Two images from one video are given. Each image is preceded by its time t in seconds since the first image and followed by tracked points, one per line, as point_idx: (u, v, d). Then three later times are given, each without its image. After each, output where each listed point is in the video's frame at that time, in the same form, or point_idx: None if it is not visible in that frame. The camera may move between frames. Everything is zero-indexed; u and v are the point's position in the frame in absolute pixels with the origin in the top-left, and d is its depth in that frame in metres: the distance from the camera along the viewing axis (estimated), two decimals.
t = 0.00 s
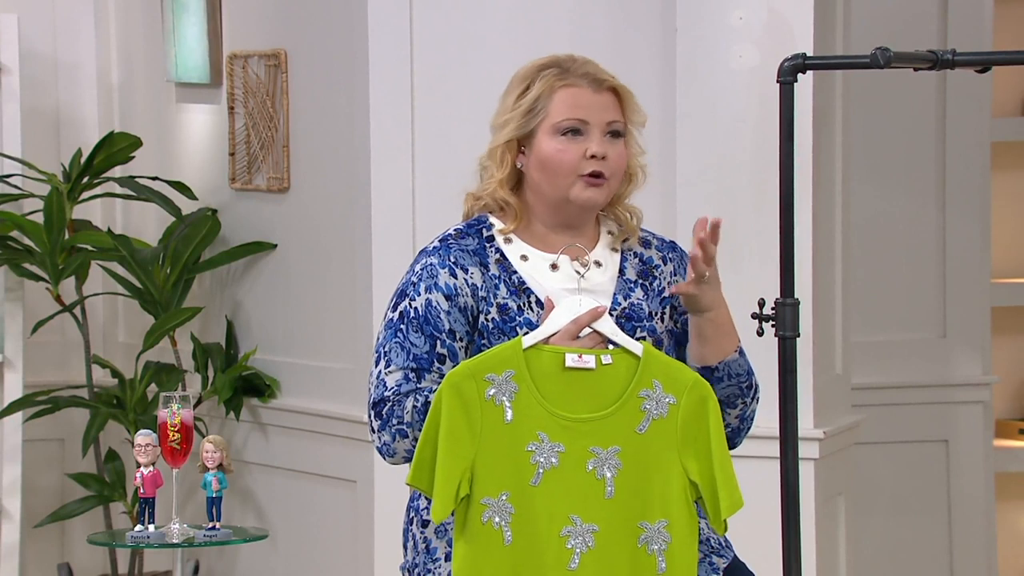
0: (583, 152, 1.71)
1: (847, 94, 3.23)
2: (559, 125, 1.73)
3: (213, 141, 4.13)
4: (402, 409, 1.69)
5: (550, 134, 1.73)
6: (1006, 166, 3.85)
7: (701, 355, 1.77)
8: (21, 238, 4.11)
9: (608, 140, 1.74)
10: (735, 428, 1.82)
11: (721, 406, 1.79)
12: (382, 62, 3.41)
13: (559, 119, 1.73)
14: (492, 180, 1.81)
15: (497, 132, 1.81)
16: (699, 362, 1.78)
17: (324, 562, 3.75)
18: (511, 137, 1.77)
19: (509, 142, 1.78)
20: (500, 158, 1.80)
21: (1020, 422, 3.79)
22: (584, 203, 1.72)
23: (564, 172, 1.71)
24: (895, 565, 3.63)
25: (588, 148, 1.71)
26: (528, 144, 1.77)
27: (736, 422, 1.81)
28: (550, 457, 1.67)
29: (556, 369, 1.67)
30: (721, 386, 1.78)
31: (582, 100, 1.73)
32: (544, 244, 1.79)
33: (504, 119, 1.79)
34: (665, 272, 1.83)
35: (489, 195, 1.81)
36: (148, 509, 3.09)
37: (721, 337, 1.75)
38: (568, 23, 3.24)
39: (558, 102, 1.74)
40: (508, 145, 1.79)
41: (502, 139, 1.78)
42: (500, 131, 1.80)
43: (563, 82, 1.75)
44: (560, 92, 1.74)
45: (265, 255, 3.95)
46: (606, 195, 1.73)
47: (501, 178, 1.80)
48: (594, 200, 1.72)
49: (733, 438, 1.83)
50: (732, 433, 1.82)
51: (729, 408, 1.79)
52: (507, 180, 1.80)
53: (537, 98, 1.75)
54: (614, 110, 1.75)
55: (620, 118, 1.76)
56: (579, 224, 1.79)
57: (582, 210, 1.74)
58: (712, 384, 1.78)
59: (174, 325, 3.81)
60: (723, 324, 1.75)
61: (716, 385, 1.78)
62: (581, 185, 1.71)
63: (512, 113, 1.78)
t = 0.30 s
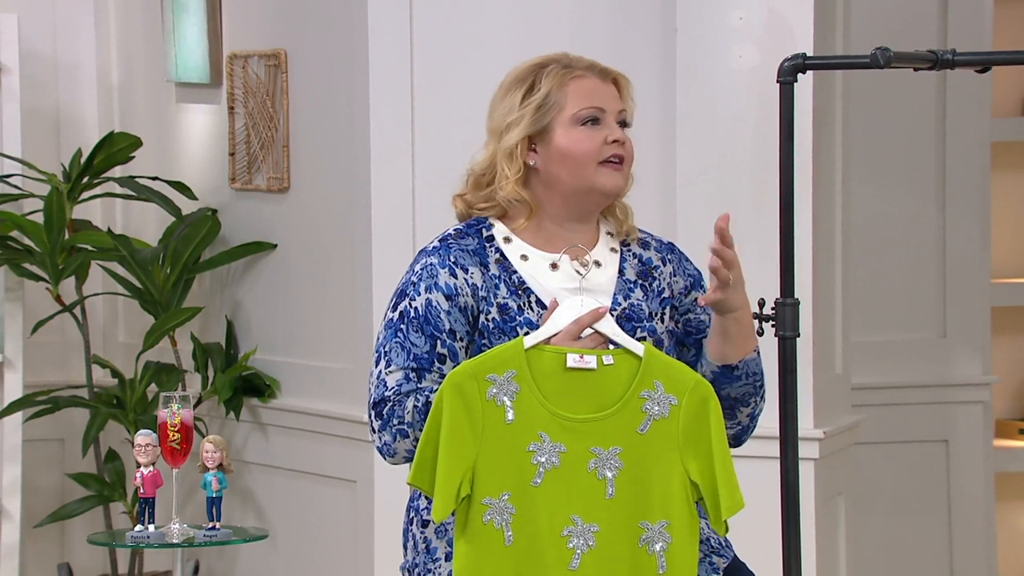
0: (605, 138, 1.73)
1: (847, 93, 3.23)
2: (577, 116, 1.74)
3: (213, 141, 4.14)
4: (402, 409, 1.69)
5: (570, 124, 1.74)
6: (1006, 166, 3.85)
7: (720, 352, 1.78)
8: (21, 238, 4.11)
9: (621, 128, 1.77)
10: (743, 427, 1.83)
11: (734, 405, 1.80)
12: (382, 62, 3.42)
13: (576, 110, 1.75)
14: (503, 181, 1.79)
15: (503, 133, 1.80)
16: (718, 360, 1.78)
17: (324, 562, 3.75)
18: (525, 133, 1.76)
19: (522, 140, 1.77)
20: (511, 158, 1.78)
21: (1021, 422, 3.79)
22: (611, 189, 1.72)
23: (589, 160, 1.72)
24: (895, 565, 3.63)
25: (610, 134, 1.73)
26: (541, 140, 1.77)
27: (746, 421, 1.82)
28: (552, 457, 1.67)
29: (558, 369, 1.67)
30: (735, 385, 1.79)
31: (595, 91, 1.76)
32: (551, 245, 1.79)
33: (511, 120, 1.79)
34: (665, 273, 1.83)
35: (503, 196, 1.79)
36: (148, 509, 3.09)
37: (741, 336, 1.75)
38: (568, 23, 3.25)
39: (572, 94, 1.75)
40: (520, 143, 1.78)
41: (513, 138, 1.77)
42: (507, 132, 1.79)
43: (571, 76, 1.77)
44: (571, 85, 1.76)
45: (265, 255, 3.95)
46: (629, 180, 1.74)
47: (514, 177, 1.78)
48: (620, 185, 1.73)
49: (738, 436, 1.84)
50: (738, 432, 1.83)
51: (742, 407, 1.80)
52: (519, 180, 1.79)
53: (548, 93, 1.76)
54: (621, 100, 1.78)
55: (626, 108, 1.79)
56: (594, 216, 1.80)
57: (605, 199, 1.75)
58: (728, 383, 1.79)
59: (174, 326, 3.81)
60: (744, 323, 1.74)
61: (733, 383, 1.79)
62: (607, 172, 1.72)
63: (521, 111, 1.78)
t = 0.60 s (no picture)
0: (613, 139, 1.74)
1: (847, 94, 3.23)
2: (584, 117, 1.75)
3: (213, 141, 4.13)
4: (402, 410, 1.69)
5: (579, 126, 1.74)
6: (1006, 165, 3.85)
7: (743, 328, 1.79)
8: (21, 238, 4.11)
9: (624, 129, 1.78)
10: (763, 410, 1.84)
11: (757, 385, 1.80)
12: (382, 63, 3.42)
13: (583, 111, 1.75)
14: (509, 183, 1.77)
15: (508, 135, 1.78)
16: (742, 336, 1.79)
17: (324, 562, 3.75)
18: (533, 136, 1.75)
19: (530, 142, 1.76)
20: (517, 160, 1.77)
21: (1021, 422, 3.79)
22: (621, 191, 1.73)
23: (599, 162, 1.73)
24: (895, 565, 3.63)
25: (617, 135, 1.74)
26: (548, 142, 1.76)
27: (767, 404, 1.83)
28: (552, 457, 1.67)
29: (558, 370, 1.67)
30: (759, 362, 1.79)
31: (600, 92, 1.76)
32: (554, 245, 1.79)
33: (516, 121, 1.77)
34: (665, 272, 1.84)
35: (508, 198, 1.77)
36: (148, 509, 3.09)
37: (761, 309, 1.78)
38: (568, 23, 3.25)
39: (579, 95, 1.75)
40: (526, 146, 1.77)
41: (520, 140, 1.76)
42: (512, 134, 1.78)
43: (576, 77, 1.76)
44: (578, 86, 1.76)
45: (266, 254, 3.95)
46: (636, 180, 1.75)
47: (521, 179, 1.77)
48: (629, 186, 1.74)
49: (758, 421, 1.85)
50: (759, 416, 1.84)
51: (765, 386, 1.80)
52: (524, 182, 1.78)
53: (555, 95, 1.75)
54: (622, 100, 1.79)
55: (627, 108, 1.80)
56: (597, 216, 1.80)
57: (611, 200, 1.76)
58: (751, 360, 1.79)
59: (174, 325, 3.81)
60: (763, 296, 1.77)
61: (755, 361, 1.79)
62: (616, 173, 1.73)
63: (527, 113, 1.76)
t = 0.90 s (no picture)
0: (616, 142, 1.74)
1: (847, 94, 3.23)
2: (588, 120, 1.74)
3: (213, 141, 4.13)
4: (403, 410, 1.69)
5: (583, 128, 1.74)
6: (1006, 165, 3.86)
7: (742, 327, 1.79)
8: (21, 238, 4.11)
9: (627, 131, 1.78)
10: (760, 411, 1.84)
11: (755, 385, 1.80)
12: (382, 63, 3.42)
13: (586, 114, 1.74)
14: (511, 185, 1.77)
15: (512, 137, 1.78)
16: (740, 335, 1.79)
17: (324, 562, 3.75)
18: (536, 138, 1.75)
19: (533, 144, 1.75)
20: (520, 162, 1.77)
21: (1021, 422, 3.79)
22: (623, 194, 1.73)
23: (602, 165, 1.73)
24: (894, 565, 3.63)
25: (620, 138, 1.74)
26: (551, 145, 1.76)
27: (764, 406, 1.83)
28: (552, 457, 1.67)
29: (559, 370, 1.67)
30: (756, 362, 1.79)
31: (605, 94, 1.76)
32: (554, 245, 1.79)
33: (520, 123, 1.77)
34: (666, 273, 1.84)
35: (510, 200, 1.77)
36: (148, 509, 3.09)
37: (760, 308, 1.78)
38: (568, 23, 3.25)
39: (583, 98, 1.74)
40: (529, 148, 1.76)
41: (523, 142, 1.76)
42: (516, 136, 1.78)
43: (580, 79, 1.76)
44: (582, 88, 1.75)
45: (265, 255, 3.95)
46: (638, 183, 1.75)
47: (523, 181, 1.77)
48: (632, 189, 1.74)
49: (756, 423, 1.85)
50: (757, 418, 1.83)
51: (763, 387, 1.80)
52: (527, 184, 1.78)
53: (559, 97, 1.75)
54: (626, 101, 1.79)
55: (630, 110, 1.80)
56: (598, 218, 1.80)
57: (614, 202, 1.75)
58: (748, 360, 1.79)
59: (174, 325, 3.81)
60: (762, 296, 1.78)
61: (752, 361, 1.79)
62: (619, 177, 1.73)
63: (531, 116, 1.76)
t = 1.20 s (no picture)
0: (609, 142, 1.73)
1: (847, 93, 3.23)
2: (581, 120, 1.74)
3: (213, 141, 4.13)
4: (403, 409, 1.69)
5: (575, 128, 1.74)
6: (1006, 165, 3.86)
7: (742, 328, 1.79)
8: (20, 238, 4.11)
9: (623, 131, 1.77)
10: (759, 412, 1.84)
11: (754, 386, 1.80)
12: (382, 63, 3.42)
13: (580, 114, 1.74)
14: (505, 184, 1.78)
15: (507, 137, 1.78)
16: (740, 335, 1.79)
17: (324, 562, 3.75)
18: (529, 138, 1.75)
19: (526, 144, 1.75)
20: (514, 161, 1.77)
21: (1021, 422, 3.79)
22: (616, 195, 1.72)
23: (594, 165, 1.72)
24: (895, 565, 3.63)
25: (614, 138, 1.73)
26: (545, 144, 1.76)
27: (763, 407, 1.83)
28: (552, 457, 1.67)
29: (558, 369, 1.67)
30: (755, 363, 1.79)
31: (600, 94, 1.75)
32: (550, 245, 1.78)
33: (515, 123, 1.77)
34: (667, 273, 1.84)
35: (504, 200, 1.78)
36: (148, 509, 3.09)
37: (760, 308, 1.78)
38: (568, 23, 3.25)
39: (576, 98, 1.74)
40: (523, 148, 1.76)
41: (517, 142, 1.76)
42: (511, 136, 1.78)
43: (575, 79, 1.76)
44: (576, 88, 1.75)
45: (265, 255, 3.95)
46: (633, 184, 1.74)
47: (517, 181, 1.77)
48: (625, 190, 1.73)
49: (754, 424, 1.85)
50: (755, 419, 1.83)
51: (762, 387, 1.80)
52: (521, 183, 1.78)
53: (552, 97, 1.75)
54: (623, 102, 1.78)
55: (628, 110, 1.79)
56: (595, 218, 1.79)
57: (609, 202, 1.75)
58: (747, 361, 1.79)
59: (174, 326, 3.81)
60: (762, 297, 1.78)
61: (751, 362, 1.79)
62: (612, 177, 1.72)
63: (524, 115, 1.76)
